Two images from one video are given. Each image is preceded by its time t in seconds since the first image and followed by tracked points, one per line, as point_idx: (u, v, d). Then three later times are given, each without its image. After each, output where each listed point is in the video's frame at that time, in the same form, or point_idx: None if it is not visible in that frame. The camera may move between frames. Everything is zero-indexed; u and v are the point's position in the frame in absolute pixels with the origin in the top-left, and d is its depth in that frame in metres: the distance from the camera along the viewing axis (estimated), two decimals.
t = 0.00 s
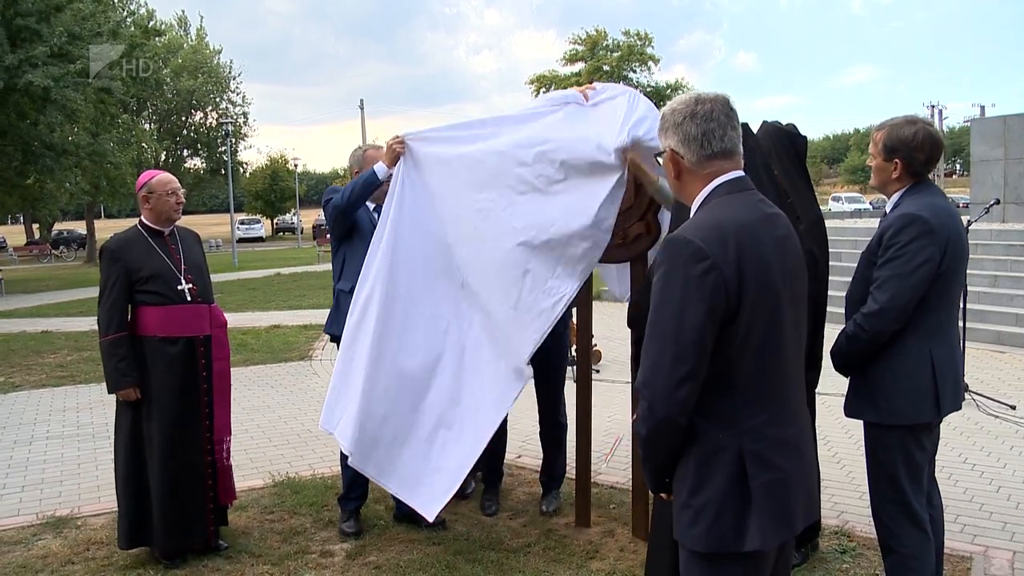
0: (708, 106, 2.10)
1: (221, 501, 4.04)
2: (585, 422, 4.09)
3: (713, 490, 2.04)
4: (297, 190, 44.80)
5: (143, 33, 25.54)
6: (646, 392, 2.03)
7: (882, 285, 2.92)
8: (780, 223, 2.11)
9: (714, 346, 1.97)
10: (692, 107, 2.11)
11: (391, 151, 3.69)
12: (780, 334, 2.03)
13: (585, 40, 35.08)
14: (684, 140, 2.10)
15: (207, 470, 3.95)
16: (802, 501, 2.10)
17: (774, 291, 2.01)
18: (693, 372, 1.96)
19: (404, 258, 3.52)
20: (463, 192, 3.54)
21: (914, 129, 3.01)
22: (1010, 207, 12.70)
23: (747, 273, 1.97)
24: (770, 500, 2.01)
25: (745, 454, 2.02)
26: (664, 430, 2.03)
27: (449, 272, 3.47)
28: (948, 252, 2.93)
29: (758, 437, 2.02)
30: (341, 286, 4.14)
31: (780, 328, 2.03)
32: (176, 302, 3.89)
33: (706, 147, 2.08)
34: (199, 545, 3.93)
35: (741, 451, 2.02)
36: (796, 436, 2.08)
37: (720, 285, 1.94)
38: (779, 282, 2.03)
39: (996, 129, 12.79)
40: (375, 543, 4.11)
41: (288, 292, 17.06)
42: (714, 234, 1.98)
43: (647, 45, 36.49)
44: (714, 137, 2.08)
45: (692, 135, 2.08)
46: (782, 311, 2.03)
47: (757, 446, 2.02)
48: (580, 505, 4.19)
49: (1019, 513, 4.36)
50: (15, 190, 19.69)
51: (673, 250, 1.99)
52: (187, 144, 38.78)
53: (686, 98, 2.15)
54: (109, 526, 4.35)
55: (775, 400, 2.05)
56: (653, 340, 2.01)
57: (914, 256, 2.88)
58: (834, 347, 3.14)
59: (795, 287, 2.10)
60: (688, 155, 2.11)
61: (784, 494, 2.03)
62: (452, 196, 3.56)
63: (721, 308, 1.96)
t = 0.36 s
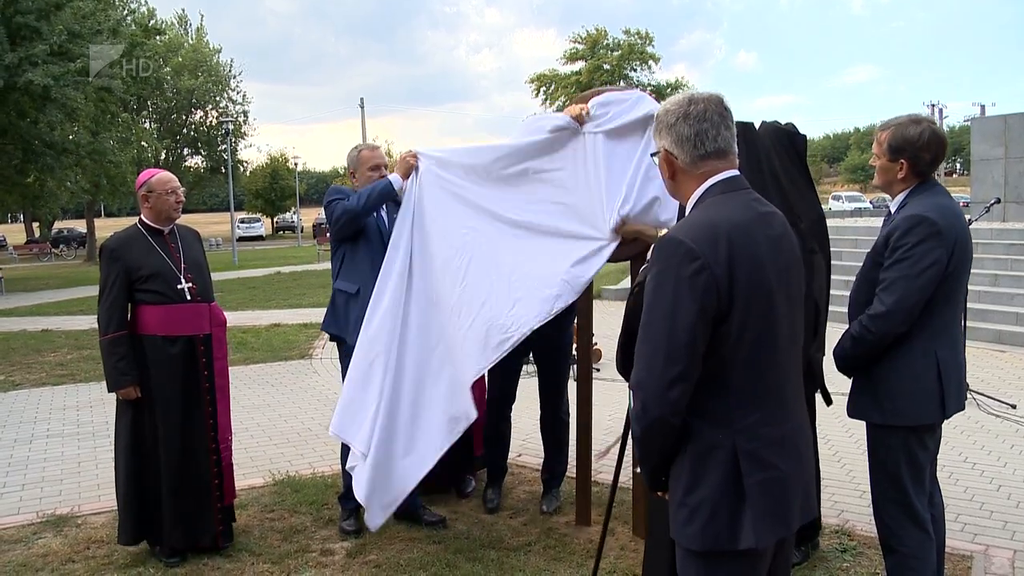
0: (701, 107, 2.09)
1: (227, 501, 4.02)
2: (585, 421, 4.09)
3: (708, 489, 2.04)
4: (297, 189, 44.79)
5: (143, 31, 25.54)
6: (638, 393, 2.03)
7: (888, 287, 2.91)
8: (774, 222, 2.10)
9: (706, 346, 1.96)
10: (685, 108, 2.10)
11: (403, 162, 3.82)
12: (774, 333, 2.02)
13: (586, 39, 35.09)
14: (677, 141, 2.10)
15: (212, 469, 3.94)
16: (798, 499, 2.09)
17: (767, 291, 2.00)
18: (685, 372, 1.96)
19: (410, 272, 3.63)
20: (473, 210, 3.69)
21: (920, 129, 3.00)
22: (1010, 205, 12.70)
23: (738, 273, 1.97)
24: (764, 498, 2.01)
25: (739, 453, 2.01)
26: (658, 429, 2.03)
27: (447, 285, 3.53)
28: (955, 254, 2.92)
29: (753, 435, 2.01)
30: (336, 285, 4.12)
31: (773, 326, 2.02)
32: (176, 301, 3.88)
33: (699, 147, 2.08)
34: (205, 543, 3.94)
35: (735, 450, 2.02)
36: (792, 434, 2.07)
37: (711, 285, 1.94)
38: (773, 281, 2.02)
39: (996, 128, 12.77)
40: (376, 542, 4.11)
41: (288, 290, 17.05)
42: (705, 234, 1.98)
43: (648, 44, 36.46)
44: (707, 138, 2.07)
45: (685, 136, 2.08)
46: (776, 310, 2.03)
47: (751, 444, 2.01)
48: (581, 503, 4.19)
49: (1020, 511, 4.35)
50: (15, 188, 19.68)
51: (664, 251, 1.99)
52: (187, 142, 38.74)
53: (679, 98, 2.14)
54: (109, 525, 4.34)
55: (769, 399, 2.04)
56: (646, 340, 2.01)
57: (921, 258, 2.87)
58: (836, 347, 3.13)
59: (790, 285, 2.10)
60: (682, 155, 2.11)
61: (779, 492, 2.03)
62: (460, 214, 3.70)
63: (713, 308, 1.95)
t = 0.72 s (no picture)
0: (695, 108, 2.08)
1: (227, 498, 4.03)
2: (587, 421, 4.08)
3: (712, 487, 2.03)
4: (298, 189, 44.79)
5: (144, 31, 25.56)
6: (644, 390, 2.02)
7: (894, 286, 2.90)
8: (777, 221, 2.10)
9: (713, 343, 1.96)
10: (679, 109, 2.09)
11: (417, 211, 4.00)
12: (777, 331, 2.03)
13: (587, 38, 35.11)
14: (673, 143, 2.09)
15: (211, 468, 3.94)
16: (800, 497, 2.09)
17: (772, 289, 2.00)
18: (692, 369, 1.95)
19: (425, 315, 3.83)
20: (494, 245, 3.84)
21: (930, 127, 2.99)
22: (1012, 204, 12.68)
23: (744, 271, 1.97)
24: (769, 494, 2.01)
25: (744, 450, 2.01)
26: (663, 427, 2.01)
27: (460, 317, 3.68)
28: (961, 254, 2.91)
29: (756, 433, 2.01)
30: (337, 302, 4.10)
31: (777, 325, 2.03)
32: (177, 301, 3.88)
33: (695, 148, 2.07)
34: (204, 542, 3.93)
35: (739, 448, 2.01)
36: (794, 432, 2.08)
37: (718, 282, 1.94)
38: (777, 280, 2.02)
39: (997, 126, 12.75)
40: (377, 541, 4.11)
41: (289, 290, 17.04)
42: (710, 232, 1.97)
43: (648, 43, 36.44)
44: (703, 138, 2.07)
45: (681, 137, 2.07)
46: (779, 309, 2.03)
47: (755, 442, 2.01)
48: (582, 502, 4.19)
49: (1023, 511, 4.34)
50: (16, 188, 19.69)
51: (671, 249, 1.98)
52: (188, 142, 38.73)
53: (672, 100, 2.13)
54: (111, 524, 4.34)
55: (773, 397, 2.04)
56: (652, 338, 2.00)
57: (928, 257, 2.86)
58: (840, 346, 3.12)
59: (792, 284, 2.10)
60: (678, 157, 2.10)
61: (783, 489, 2.03)
62: (481, 246, 3.87)
63: (719, 305, 1.95)
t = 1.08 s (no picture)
0: (709, 105, 2.07)
1: (228, 495, 4.04)
2: (591, 419, 4.07)
3: (712, 483, 2.02)
4: (302, 185, 44.82)
5: (149, 27, 25.56)
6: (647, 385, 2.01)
7: (902, 286, 2.89)
8: (783, 218, 2.08)
9: (715, 340, 1.94)
10: (693, 106, 2.08)
11: (428, 264, 3.86)
12: (780, 330, 2.02)
13: (592, 35, 35.09)
14: (686, 139, 2.08)
15: (213, 465, 3.94)
16: (800, 495, 2.09)
17: (775, 288, 1.99)
18: (693, 366, 1.93)
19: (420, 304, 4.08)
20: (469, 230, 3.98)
21: (937, 125, 2.97)
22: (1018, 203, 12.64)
23: (747, 268, 1.95)
24: (766, 493, 2.00)
25: (742, 448, 2.00)
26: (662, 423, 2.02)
27: (452, 307, 3.94)
28: (968, 253, 2.89)
29: (756, 431, 2.00)
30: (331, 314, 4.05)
31: (780, 322, 2.01)
32: (182, 298, 3.88)
33: (708, 145, 2.06)
34: (206, 539, 3.93)
35: (739, 445, 2.00)
36: (795, 429, 2.07)
37: (721, 278, 1.92)
38: (782, 278, 2.01)
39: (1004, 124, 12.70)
40: (381, 539, 4.11)
41: (293, 287, 17.04)
42: (714, 229, 1.96)
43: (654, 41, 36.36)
44: (716, 135, 2.06)
45: (694, 134, 2.06)
46: (783, 306, 2.01)
47: (755, 439, 2.00)
48: (587, 500, 4.18)
49: None
50: (22, 184, 19.72)
51: (674, 244, 1.97)
52: (193, 138, 38.75)
53: (687, 96, 2.12)
54: (115, 520, 4.35)
55: (774, 394, 2.03)
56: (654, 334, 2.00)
57: (934, 257, 2.85)
58: (847, 344, 3.12)
59: (798, 284, 2.08)
60: (691, 153, 2.09)
61: (782, 487, 2.02)
62: (462, 234, 4.03)
63: (721, 302, 1.94)
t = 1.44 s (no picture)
0: (712, 104, 2.07)
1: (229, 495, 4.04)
2: (594, 419, 4.06)
3: (725, 482, 2.01)
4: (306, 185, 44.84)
5: (153, 27, 25.59)
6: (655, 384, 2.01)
7: (905, 289, 2.88)
8: (790, 215, 2.07)
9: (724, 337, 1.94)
10: (696, 105, 2.08)
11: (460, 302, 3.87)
12: (789, 328, 2.01)
13: (595, 35, 35.07)
14: (690, 139, 2.07)
15: (216, 465, 3.95)
16: (814, 493, 2.07)
17: (783, 285, 1.98)
18: (703, 363, 1.93)
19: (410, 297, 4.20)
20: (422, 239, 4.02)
21: (935, 127, 2.96)
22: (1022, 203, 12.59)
23: (756, 264, 1.94)
24: (781, 492, 1.99)
25: (754, 446, 1.99)
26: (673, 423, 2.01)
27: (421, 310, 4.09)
28: (974, 252, 2.88)
29: (769, 428, 1.99)
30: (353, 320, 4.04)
31: (790, 319, 2.00)
32: (184, 298, 3.88)
33: (712, 144, 2.06)
34: (210, 539, 3.94)
35: (752, 443, 1.99)
36: (807, 426, 2.05)
37: (730, 276, 1.92)
38: (790, 276, 2.00)
39: (1008, 124, 12.67)
40: (384, 538, 4.10)
41: (296, 286, 17.05)
42: (722, 226, 1.95)
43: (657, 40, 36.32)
44: (720, 134, 2.05)
45: (698, 133, 2.06)
46: (792, 304, 2.01)
47: (768, 437, 1.98)
48: (590, 500, 4.17)
49: None
50: (26, 184, 19.75)
51: (681, 242, 1.97)
52: (197, 138, 38.80)
53: (690, 95, 2.12)
54: (118, 519, 4.35)
55: (785, 390, 2.02)
56: (663, 333, 1.99)
57: (941, 258, 2.83)
58: (852, 347, 3.10)
59: (807, 282, 2.07)
60: (695, 152, 2.08)
61: (796, 484, 2.01)
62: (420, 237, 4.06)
63: (730, 299, 1.93)
